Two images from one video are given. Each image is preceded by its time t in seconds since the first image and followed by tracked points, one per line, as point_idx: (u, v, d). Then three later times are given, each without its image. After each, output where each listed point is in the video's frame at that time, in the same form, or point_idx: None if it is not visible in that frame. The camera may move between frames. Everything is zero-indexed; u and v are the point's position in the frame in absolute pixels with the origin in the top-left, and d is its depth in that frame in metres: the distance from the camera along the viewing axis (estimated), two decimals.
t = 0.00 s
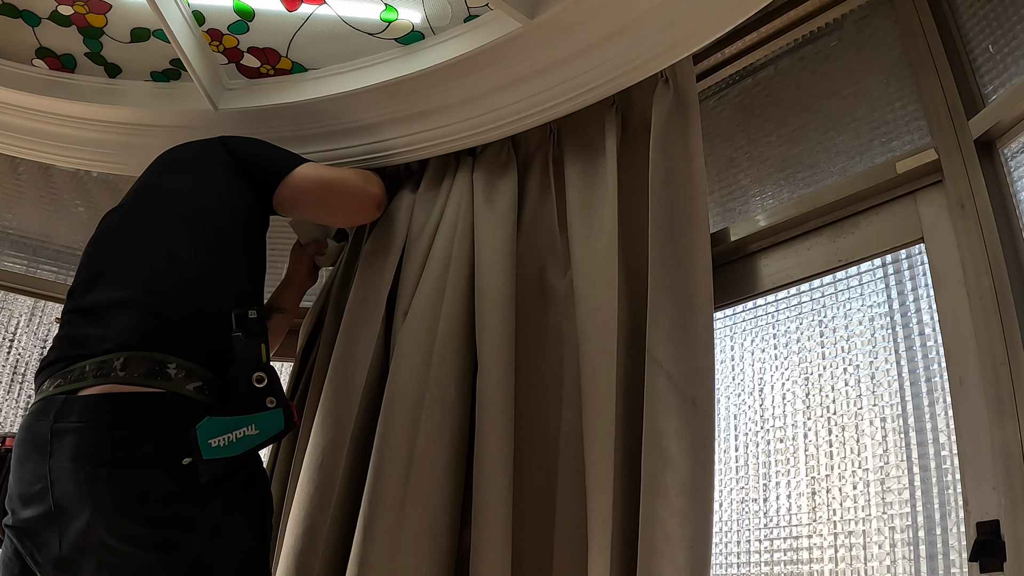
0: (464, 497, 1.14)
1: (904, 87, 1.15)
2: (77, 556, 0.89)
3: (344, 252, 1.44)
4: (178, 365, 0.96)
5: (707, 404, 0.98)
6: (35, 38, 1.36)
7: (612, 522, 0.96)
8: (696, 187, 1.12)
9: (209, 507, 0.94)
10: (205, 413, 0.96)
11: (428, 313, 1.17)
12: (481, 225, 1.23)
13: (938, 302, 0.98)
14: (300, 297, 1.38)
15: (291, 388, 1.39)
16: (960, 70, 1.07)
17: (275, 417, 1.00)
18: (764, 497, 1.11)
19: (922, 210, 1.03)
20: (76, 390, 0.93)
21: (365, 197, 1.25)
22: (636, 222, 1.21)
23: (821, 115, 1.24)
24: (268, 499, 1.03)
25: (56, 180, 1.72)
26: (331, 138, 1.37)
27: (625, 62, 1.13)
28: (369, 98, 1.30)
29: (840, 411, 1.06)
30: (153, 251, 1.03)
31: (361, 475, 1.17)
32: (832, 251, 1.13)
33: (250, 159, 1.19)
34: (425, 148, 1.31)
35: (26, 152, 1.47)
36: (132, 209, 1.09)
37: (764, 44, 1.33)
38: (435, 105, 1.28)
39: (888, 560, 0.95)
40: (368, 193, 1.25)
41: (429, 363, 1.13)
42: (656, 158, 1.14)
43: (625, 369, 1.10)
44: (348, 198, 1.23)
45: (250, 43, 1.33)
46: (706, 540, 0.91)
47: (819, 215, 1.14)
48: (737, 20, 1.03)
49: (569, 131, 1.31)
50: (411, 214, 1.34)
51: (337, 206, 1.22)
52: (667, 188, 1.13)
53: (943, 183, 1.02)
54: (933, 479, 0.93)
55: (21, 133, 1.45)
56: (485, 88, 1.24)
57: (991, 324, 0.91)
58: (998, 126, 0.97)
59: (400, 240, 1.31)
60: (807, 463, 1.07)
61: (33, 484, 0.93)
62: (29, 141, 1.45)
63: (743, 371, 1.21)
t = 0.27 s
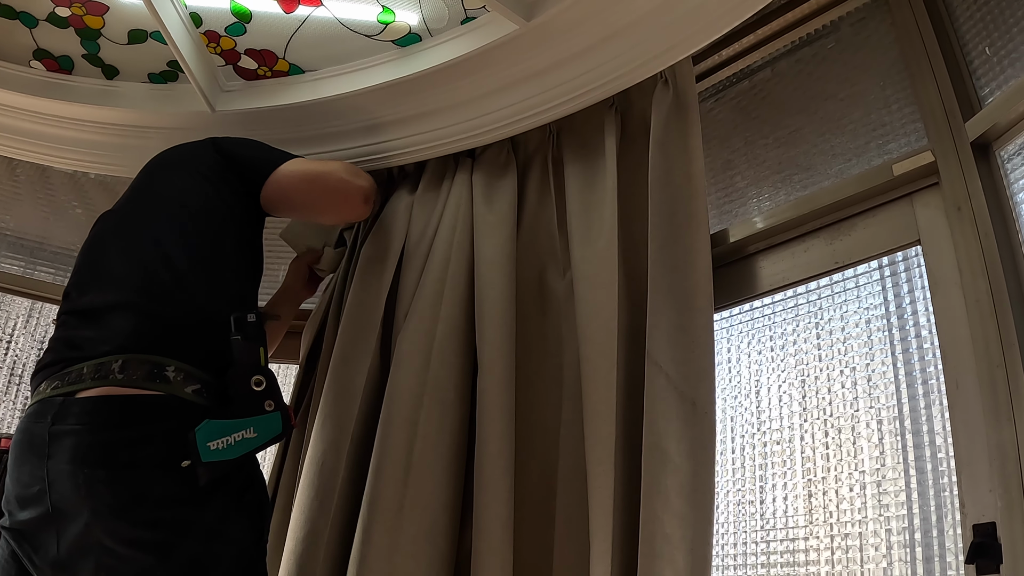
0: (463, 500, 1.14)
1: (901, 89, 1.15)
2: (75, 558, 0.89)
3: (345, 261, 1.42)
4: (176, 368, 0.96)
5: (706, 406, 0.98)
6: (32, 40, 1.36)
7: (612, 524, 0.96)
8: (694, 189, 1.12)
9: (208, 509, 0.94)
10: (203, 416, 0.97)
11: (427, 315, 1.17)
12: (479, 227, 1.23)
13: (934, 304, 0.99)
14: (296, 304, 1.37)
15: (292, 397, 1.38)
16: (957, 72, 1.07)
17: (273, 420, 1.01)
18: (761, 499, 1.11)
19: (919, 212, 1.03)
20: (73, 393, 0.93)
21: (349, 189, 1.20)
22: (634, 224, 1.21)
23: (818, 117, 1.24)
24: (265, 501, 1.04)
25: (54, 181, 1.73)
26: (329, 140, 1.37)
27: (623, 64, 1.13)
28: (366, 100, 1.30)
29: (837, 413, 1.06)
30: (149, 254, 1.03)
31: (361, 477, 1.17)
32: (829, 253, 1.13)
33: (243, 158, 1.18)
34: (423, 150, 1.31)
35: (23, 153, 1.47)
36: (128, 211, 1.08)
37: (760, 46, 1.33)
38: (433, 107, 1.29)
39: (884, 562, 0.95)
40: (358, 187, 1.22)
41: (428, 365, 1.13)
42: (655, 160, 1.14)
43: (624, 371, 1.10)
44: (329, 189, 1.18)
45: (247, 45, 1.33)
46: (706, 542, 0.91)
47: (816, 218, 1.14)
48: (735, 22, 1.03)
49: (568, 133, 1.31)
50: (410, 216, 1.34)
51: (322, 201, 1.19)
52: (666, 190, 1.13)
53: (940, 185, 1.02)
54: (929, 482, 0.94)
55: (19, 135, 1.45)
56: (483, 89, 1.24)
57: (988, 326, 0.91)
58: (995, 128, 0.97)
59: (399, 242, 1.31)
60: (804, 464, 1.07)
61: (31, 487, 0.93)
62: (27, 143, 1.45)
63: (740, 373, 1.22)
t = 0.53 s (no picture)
0: (463, 501, 1.14)
1: (900, 90, 1.15)
2: (74, 560, 0.89)
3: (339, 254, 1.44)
4: (176, 370, 0.96)
5: (707, 407, 0.98)
6: (32, 41, 1.36)
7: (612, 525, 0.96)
8: (694, 190, 1.12)
9: (207, 511, 0.94)
10: (202, 418, 0.96)
11: (426, 317, 1.17)
12: (479, 229, 1.23)
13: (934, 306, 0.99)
14: (293, 295, 1.39)
15: (291, 395, 1.39)
16: (957, 74, 1.07)
17: (272, 422, 1.00)
18: (760, 501, 1.11)
19: (918, 214, 1.03)
20: (73, 394, 0.93)
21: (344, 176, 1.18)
22: (634, 226, 1.21)
23: (818, 118, 1.24)
24: (264, 503, 1.04)
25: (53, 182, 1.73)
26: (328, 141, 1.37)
27: (623, 65, 1.12)
28: (366, 101, 1.30)
29: (836, 415, 1.06)
30: (147, 256, 1.03)
31: (360, 479, 1.17)
32: (828, 255, 1.13)
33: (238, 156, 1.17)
34: (423, 151, 1.31)
35: (22, 154, 1.47)
36: (126, 212, 1.08)
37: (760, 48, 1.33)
38: (432, 108, 1.28)
39: (884, 565, 0.95)
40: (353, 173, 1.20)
41: (427, 367, 1.13)
42: (655, 162, 1.14)
43: (624, 373, 1.10)
44: (304, 177, 1.15)
45: (247, 46, 1.33)
46: (706, 544, 0.91)
47: (816, 219, 1.14)
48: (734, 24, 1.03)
49: (568, 134, 1.31)
50: (410, 217, 1.34)
51: (301, 191, 1.16)
52: (666, 192, 1.12)
53: (940, 187, 1.02)
54: (929, 484, 0.94)
55: (18, 136, 1.45)
56: (483, 91, 1.24)
57: (988, 328, 0.91)
58: (995, 130, 0.97)
59: (398, 243, 1.31)
60: (803, 466, 1.07)
61: (30, 488, 0.93)
62: (26, 144, 1.45)
63: (740, 375, 1.22)
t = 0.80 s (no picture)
0: (460, 503, 1.14)
1: (897, 93, 1.15)
2: (72, 562, 0.89)
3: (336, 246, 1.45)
4: (173, 371, 0.96)
5: (704, 410, 0.98)
6: (28, 42, 1.35)
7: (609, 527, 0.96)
8: (692, 192, 1.12)
9: (204, 513, 0.94)
10: (199, 420, 0.96)
11: (424, 319, 1.17)
12: (477, 231, 1.23)
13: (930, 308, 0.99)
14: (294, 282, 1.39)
15: (288, 390, 1.39)
16: (953, 77, 1.08)
17: (269, 424, 1.00)
18: (757, 503, 1.12)
19: (915, 216, 1.03)
20: (71, 396, 0.93)
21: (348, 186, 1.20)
22: (632, 228, 1.21)
23: (815, 120, 1.24)
24: (261, 505, 1.04)
25: (51, 183, 1.75)
26: (325, 143, 1.37)
27: (621, 67, 1.12)
28: (363, 103, 1.30)
29: (833, 417, 1.06)
30: (144, 258, 1.02)
31: (357, 481, 1.17)
32: (824, 257, 1.13)
33: (235, 158, 1.17)
34: (420, 153, 1.31)
35: (19, 156, 1.47)
36: (123, 214, 1.08)
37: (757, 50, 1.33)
38: (430, 110, 1.29)
39: (881, 567, 0.95)
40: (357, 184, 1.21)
41: (425, 369, 1.13)
42: (653, 164, 1.14)
43: (621, 375, 1.10)
44: (293, 185, 1.16)
45: (243, 48, 1.33)
46: (704, 546, 0.91)
47: (812, 222, 1.14)
48: (731, 26, 1.03)
49: (565, 136, 1.31)
50: (407, 219, 1.34)
51: (292, 197, 1.17)
52: (663, 194, 1.13)
53: (936, 189, 1.02)
54: (925, 486, 0.94)
55: (15, 138, 1.45)
56: (480, 93, 1.24)
57: (983, 330, 0.91)
58: (991, 132, 0.97)
59: (395, 245, 1.31)
60: (800, 468, 1.08)
61: (28, 490, 0.93)
62: (23, 146, 1.45)
63: (736, 377, 1.22)
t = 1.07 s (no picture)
0: (460, 504, 1.14)
1: (896, 94, 1.15)
2: (72, 562, 0.89)
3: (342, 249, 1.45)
4: (174, 374, 0.96)
5: (705, 410, 0.98)
6: (27, 42, 1.35)
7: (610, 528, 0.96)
8: (692, 193, 1.12)
9: (204, 514, 0.94)
10: (200, 422, 0.96)
11: (424, 319, 1.17)
12: (477, 231, 1.23)
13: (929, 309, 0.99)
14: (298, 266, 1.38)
15: (288, 399, 1.36)
16: (952, 78, 1.07)
17: (269, 425, 0.99)
18: (756, 504, 1.12)
19: (914, 217, 1.03)
20: (72, 398, 0.93)
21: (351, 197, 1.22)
22: (632, 229, 1.21)
23: (814, 121, 1.24)
24: (261, 506, 1.03)
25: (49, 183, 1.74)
26: (324, 144, 1.37)
27: (621, 68, 1.12)
28: (362, 104, 1.30)
29: (832, 418, 1.06)
30: (144, 259, 1.02)
31: (357, 482, 1.17)
32: (823, 258, 1.13)
33: (238, 160, 1.17)
34: (419, 154, 1.31)
35: (18, 156, 1.47)
36: (123, 216, 1.08)
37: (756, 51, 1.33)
38: (429, 110, 1.28)
39: (879, 568, 0.95)
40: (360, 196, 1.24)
41: (425, 369, 1.13)
42: (653, 165, 1.14)
43: (621, 376, 1.10)
44: (292, 194, 1.17)
45: (243, 49, 1.33)
46: (704, 547, 0.91)
47: (811, 223, 1.14)
48: (731, 27, 1.02)
49: (566, 136, 1.31)
50: (406, 220, 1.34)
51: (293, 206, 1.19)
52: (663, 194, 1.12)
53: (935, 191, 1.02)
54: (924, 487, 0.94)
55: (13, 138, 1.45)
56: (480, 93, 1.24)
57: (983, 332, 0.91)
58: (990, 133, 0.97)
59: (395, 246, 1.31)
60: (799, 469, 1.08)
61: (29, 491, 0.93)
62: (21, 146, 1.45)
63: (735, 378, 1.22)
